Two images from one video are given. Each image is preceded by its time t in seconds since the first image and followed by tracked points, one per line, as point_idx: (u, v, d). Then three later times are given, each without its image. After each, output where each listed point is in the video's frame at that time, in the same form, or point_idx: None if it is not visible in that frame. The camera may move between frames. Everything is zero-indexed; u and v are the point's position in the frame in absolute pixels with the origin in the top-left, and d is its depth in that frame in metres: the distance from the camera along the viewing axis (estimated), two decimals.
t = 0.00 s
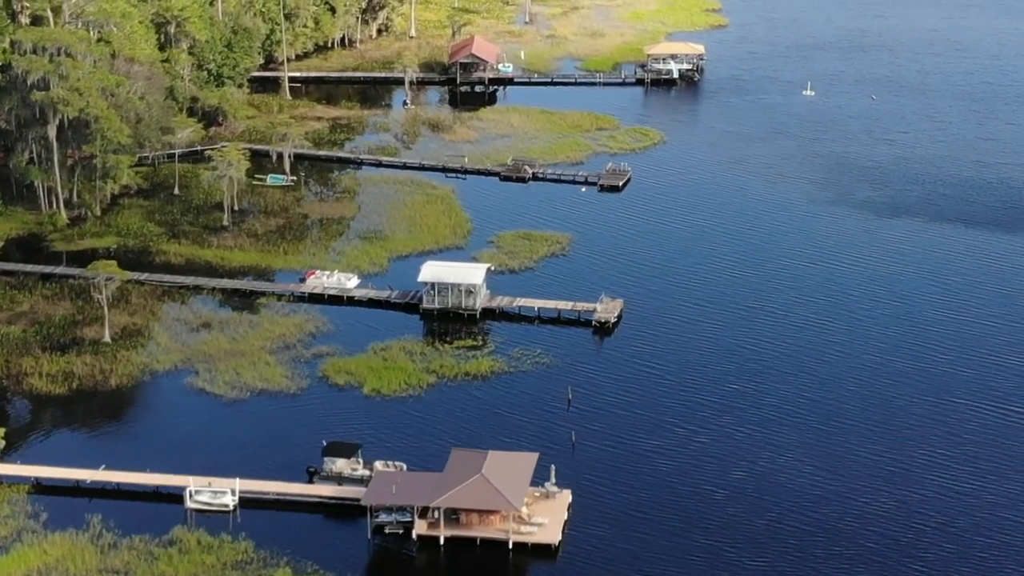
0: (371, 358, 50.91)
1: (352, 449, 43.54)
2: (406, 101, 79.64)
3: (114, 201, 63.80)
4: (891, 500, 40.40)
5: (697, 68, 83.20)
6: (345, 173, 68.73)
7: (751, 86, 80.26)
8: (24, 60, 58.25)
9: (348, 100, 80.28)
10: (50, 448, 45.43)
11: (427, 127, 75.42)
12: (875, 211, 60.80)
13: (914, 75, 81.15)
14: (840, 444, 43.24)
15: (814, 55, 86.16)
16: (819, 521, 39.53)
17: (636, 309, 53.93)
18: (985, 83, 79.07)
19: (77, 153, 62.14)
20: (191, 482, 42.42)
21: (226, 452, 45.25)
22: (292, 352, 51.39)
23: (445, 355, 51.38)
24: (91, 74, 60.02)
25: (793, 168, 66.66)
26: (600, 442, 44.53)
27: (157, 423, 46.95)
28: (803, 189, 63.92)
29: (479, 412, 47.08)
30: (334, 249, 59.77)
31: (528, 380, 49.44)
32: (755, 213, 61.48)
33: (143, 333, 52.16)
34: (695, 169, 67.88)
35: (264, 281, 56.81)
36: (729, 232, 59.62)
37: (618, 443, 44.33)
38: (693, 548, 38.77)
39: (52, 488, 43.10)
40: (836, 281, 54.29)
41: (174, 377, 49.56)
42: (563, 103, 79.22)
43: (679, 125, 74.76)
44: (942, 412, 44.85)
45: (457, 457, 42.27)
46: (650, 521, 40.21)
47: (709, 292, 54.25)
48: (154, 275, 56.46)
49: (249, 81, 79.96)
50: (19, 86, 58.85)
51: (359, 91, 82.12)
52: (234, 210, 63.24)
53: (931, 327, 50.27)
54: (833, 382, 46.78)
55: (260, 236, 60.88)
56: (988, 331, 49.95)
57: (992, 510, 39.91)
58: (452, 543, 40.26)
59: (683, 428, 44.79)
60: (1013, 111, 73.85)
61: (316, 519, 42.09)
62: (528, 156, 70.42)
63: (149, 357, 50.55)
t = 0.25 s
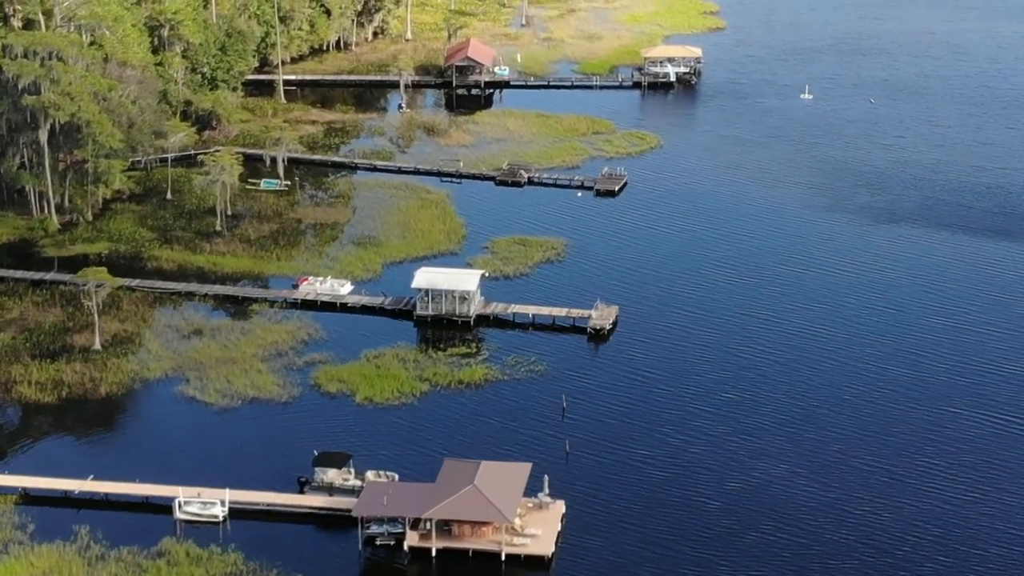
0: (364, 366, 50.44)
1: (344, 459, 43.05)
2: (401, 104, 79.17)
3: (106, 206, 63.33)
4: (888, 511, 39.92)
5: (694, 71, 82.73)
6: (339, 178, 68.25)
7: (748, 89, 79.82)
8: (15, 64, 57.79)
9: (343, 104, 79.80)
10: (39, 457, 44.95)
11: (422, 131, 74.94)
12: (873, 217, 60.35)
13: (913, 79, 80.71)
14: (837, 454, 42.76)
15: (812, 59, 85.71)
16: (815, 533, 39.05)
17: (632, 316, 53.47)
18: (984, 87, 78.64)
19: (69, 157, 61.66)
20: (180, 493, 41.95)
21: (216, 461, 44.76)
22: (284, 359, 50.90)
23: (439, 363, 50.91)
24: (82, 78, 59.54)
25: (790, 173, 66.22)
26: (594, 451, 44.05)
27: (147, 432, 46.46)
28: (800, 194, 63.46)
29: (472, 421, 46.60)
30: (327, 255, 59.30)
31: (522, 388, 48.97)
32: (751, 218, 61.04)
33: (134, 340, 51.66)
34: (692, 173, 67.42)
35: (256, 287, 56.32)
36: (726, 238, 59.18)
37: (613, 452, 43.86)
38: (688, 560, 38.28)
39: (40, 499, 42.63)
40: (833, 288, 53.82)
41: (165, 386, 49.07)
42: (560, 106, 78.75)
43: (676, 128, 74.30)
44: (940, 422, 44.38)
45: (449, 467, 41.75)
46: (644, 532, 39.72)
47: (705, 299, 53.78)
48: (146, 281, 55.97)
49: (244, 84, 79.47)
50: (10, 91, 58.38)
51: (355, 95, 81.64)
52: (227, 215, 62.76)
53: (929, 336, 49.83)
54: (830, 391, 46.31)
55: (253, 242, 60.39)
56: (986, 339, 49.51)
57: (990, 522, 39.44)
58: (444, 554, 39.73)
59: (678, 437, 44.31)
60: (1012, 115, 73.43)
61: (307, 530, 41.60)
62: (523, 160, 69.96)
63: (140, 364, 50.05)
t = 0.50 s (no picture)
0: (357, 374, 49.95)
1: (336, 469, 42.52)
2: (396, 109, 78.71)
3: (98, 212, 62.85)
4: (886, 523, 39.43)
5: (691, 75, 82.27)
6: (333, 183, 67.78)
7: (745, 93, 79.37)
8: (6, 69, 57.32)
9: (338, 108, 79.34)
10: (27, 467, 44.46)
11: (418, 135, 74.46)
12: (871, 224, 59.90)
13: (911, 82, 80.28)
14: (833, 465, 42.29)
15: (810, 62, 85.27)
16: (813, 546, 38.54)
17: (628, 323, 52.98)
18: (982, 91, 78.23)
19: (61, 163, 61.20)
20: (169, 504, 41.47)
21: (207, 472, 44.25)
22: (276, 368, 50.40)
23: (432, 371, 50.41)
24: (74, 83, 59.10)
25: (787, 178, 65.77)
26: (589, 461, 43.55)
27: (137, 442, 45.96)
28: (798, 200, 63.01)
29: (466, 430, 46.13)
30: (321, 261, 58.82)
31: (517, 396, 48.47)
32: (748, 224, 60.59)
33: (125, 348, 51.15)
34: (688, 178, 66.96)
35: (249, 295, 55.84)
36: (723, 244, 58.73)
37: (608, 462, 43.37)
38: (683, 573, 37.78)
39: (28, 510, 42.14)
40: (831, 296, 53.36)
41: (156, 395, 48.57)
42: (556, 111, 78.29)
43: (673, 133, 73.85)
44: (939, 432, 43.90)
45: (442, 476, 41.18)
46: (639, 544, 39.21)
47: (701, 307, 53.29)
48: (137, 288, 55.49)
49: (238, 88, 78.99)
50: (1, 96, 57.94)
51: (350, 99, 81.17)
52: (220, 221, 62.29)
53: (927, 344, 49.37)
54: (827, 401, 45.84)
55: (246, 248, 59.92)
56: (985, 348, 49.05)
57: (990, 534, 38.97)
58: (437, 567, 39.16)
59: (674, 447, 43.82)
60: (1010, 120, 73.01)
61: (298, 543, 41.09)
62: (519, 165, 69.48)
63: (130, 373, 49.53)
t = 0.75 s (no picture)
0: (350, 383, 49.46)
1: (327, 480, 42.03)
2: (392, 112, 78.24)
3: (91, 217, 62.36)
4: (884, 535, 38.95)
5: (689, 78, 81.83)
6: (328, 188, 67.33)
7: (743, 97, 78.91)
8: None
9: (334, 111, 78.87)
10: (16, 477, 43.98)
11: (413, 139, 74.00)
12: (869, 230, 59.45)
13: (910, 86, 79.83)
14: (831, 476, 41.82)
15: (808, 66, 84.82)
16: (810, 558, 38.06)
17: (624, 330, 52.51)
18: (981, 95, 77.79)
19: (52, 168, 60.70)
20: (159, 515, 40.99)
21: (197, 482, 43.76)
22: (268, 376, 49.92)
23: (426, 379, 49.95)
24: (65, 88, 58.62)
25: (785, 183, 65.31)
26: (584, 471, 43.07)
27: (127, 451, 45.47)
28: (796, 206, 62.55)
29: (459, 440, 45.63)
30: (314, 267, 58.35)
31: (511, 405, 48.00)
32: (745, 230, 60.12)
33: (116, 356, 50.66)
34: (685, 183, 66.50)
35: (242, 301, 55.35)
36: (720, 250, 58.26)
37: (603, 472, 42.89)
38: None
39: (16, 522, 41.67)
40: (829, 303, 52.91)
41: (146, 404, 48.08)
42: (553, 114, 77.84)
43: (670, 137, 73.39)
44: (938, 442, 43.44)
45: (435, 487, 40.65)
46: (635, 555, 38.70)
47: (698, 314, 52.84)
48: (129, 295, 55.00)
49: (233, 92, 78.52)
50: None
51: (345, 102, 80.71)
52: (213, 226, 61.81)
53: (925, 352, 48.90)
54: (825, 410, 45.38)
55: (240, 254, 59.44)
56: (984, 356, 48.59)
57: (990, 547, 38.49)
58: None
59: (670, 457, 43.34)
60: (1009, 124, 72.58)
61: (289, 554, 40.61)
62: (515, 170, 69.00)
63: (121, 381, 49.05)
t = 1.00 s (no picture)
0: (344, 392, 48.97)
1: (320, 491, 41.49)
2: (388, 116, 77.76)
3: (83, 222, 61.85)
4: (883, 548, 38.46)
5: (687, 82, 81.37)
6: (323, 193, 66.85)
7: (741, 101, 78.43)
8: None
9: (329, 115, 78.39)
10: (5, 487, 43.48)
11: (409, 144, 73.52)
12: (867, 236, 58.99)
13: (909, 90, 79.37)
14: (829, 487, 41.33)
15: (807, 69, 84.35)
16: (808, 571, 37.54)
17: (620, 338, 52.03)
18: (980, 99, 77.36)
19: (45, 173, 60.17)
20: (149, 527, 40.48)
21: (188, 492, 43.26)
22: (261, 384, 49.42)
23: (421, 388, 49.46)
24: (57, 93, 58.09)
25: (783, 188, 64.85)
26: (580, 482, 42.59)
27: (118, 460, 44.95)
28: (794, 211, 62.08)
29: (453, 449, 45.14)
30: (308, 273, 57.87)
31: (506, 413, 47.52)
32: (743, 236, 59.65)
33: (107, 364, 50.15)
34: (683, 188, 66.02)
35: (235, 308, 54.87)
36: (719, 257, 57.79)
37: (599, 483, 42.39)
38: None
39: (4, 533, 41.18)
40: (828, 310, 52.44)
41: (137, 413, 47.57)
42: (549, 118, 77.37)
43: (667, 141, 72.92)
44: (937, 453, 42.97)
45: (429, 498, 40.04)
46: (630, 568, 38.19)
47: (696, 321, 52.37)
48: (121, 302, 54.50)
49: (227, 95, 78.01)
50: None
51: (341, 106, 80.23)
52: (207, 232, 61.31)
53: (924, 361, 48.46)
54: (822, 420, 44.90)
55: (233, 260, 58.95)
56: (981, 364, 48.19)
57: (990, 559, 38.00)
58: None
59: (666, 467, 42.85)
60: (1009, 128, 72.17)
61: (281, 567, 40.09)
62: (511, 174, 68.53)
63: (112, 389, 48.53)
